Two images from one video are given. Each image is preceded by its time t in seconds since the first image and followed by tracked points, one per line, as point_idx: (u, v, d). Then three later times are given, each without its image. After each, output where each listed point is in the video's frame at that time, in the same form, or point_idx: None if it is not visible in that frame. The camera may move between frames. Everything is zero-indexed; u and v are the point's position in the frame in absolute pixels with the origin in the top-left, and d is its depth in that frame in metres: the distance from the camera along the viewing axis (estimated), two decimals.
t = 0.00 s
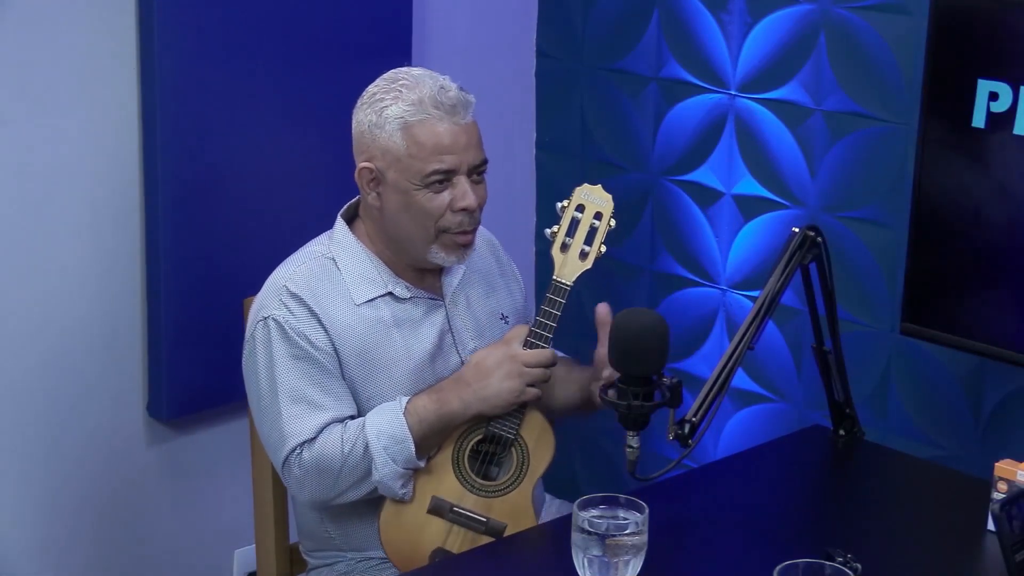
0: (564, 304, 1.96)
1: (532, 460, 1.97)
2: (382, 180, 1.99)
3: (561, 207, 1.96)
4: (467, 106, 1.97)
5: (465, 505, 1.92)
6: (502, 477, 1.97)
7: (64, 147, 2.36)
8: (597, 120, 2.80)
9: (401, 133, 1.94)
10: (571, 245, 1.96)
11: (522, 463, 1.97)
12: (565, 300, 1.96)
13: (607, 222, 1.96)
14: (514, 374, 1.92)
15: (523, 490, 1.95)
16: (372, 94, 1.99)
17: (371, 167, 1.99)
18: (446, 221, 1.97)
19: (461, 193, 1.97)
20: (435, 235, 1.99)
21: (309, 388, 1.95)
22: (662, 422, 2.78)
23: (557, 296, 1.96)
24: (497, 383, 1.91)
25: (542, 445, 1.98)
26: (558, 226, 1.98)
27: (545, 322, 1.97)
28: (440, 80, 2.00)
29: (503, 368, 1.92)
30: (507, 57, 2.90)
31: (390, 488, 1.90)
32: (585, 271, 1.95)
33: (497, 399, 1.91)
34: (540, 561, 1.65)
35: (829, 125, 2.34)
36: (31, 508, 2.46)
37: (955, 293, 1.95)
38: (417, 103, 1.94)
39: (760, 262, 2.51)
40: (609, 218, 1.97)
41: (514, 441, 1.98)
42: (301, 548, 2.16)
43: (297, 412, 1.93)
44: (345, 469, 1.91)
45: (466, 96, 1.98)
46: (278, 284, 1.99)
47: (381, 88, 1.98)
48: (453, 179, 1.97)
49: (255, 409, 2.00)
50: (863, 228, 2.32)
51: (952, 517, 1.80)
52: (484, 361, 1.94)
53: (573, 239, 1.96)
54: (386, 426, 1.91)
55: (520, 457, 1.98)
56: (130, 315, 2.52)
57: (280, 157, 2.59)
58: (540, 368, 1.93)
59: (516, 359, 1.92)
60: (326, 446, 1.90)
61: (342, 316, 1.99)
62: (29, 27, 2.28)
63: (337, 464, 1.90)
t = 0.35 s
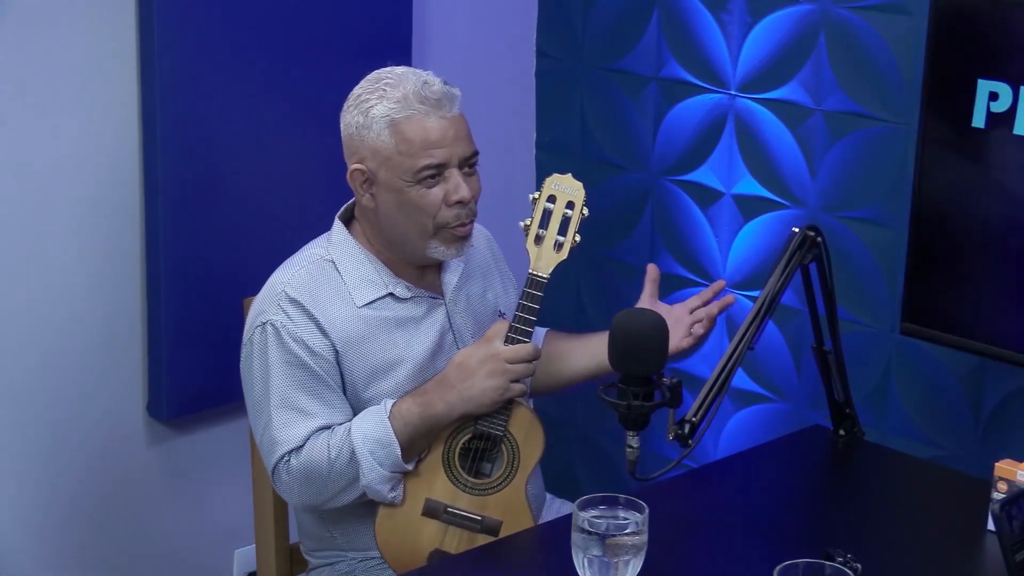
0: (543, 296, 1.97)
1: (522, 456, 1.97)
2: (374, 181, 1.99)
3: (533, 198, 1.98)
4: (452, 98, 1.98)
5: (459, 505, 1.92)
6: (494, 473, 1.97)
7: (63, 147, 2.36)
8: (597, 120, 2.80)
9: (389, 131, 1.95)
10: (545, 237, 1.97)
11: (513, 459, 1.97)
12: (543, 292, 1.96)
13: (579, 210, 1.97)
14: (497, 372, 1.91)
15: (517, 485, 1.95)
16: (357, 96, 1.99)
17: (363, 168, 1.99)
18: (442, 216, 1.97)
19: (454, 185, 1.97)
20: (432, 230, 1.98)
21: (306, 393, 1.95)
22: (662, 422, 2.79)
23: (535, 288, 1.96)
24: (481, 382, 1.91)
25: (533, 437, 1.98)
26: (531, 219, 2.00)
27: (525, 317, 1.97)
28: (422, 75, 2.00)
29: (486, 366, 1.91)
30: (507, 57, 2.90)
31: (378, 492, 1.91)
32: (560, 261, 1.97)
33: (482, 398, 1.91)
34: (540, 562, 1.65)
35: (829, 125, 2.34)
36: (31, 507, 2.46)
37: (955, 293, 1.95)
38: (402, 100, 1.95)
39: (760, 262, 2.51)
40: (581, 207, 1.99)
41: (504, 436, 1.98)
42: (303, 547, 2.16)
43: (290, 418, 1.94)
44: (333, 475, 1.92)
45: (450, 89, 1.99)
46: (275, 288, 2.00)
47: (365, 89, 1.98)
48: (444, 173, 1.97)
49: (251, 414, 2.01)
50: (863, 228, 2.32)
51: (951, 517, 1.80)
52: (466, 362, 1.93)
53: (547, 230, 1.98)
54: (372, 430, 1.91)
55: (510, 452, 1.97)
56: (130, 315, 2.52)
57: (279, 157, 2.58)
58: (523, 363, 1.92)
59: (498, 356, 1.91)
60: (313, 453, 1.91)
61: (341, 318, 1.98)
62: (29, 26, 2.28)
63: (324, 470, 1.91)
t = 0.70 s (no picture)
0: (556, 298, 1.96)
1: (530, 456, 1.97)
2: (382, 179, 1.99)
3: (549, 202, 1.97)
4: (462, 98, 1.98)
5: (465, 502, 1.92)
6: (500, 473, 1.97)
7: (64, 147, 2.36)
8: (597, 120, 2.80)
9: (398, 129, 1.95)
10: (561, 240, 1.97)
11: (520, 458, 1.97)
12: (556, 294, 1.96)
13: (595, 216, 1.97)
14: (511, 370, 1.91)
15: (524, 484, 1.95)
16: (366, 94, 1.99)
17: (371, 165, 1.99)
18: (448, 215, 1.97)
19: (462, 185, 1.97)
20: (438, 229, 1.98)
21: (311, 390, 1.95)
22: (662, 422, 2.79)
23: (548, 290, 1.96)
24: (494, 379, 1.91)
25: (539, 438, 1.98)
26: (546, 221, 1.99)
27: (537, 317, 1.97)
28: (432, 74, 2.00)
29: (500, 364, 1.91)
30: (507, 57, 2.90)
31: (390, 488, 1.90)
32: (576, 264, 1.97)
33: (496, 395, 1.91)
34: (540, 562, 1.65)
35: (829, 125, 2.34)
36: (31, 507, 2.46)
37: (956, 294, 1.95)
38: (412, 98, 1.95)
39: (760, 263, 2.51)
40: (596, 213, 1.98)
41: (512, 436, 1.98)
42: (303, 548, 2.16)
43: (298, 415, 1.94)
44: (345, 470, 1.92)
45: (460, 88, 1.98)
46: (281, 286, 1.99)
47: (375, 87, 1.98)
48: (452, 173, 1.97)
49: (257, 411, 2.01)
50: (863, 228, 2.32)
51: (951, 517, 1.80)
52: (479, 359, 1.93)
53: (563, 234, 1.98)
54: (386, 426, 1.91)
55: (517, 452, 1.98)
56: (130, 315, 2.52)
57: (279, 157, 2.58)
58: (535, 363, 1.92)
59: (512, 355, 1.92)
60: (326, 448, 1.91)
61: (346, 317, 1.99)
62: (28, 26, 2.28)
63: (336, 465, 1.91)
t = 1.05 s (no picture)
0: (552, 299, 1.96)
1: (527, 458, 1.97)
2: (389, 171, 1.99)
3: (544, 202, 1.96)
4: (464, 88, 2.01)
5: (462, 504, 1.92)
6: (497, 474, 1.97)
7: (64, 147, 2.36)
8: (598, 120, 2.80)
9: (407, 119, 1.96)
10: (556, 239, 1.97)
11: (517, 460, 1.97)
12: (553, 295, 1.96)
13: (591, 214, 1.96)
14: (505, 372, 1.91)
15: (521, 485, 1.95)
16: (366, 88, 1.98)
17: (377, 158, 1.98)
18: (460, 202, 1.99)
19: (471, 172, 1.99)
20: (450, 217, 2.00)
21: (307, 389, 1.95)
22: (662, 422, 2.79)
23: (545, 291, 1.96)
24: (489, 381, 1.91)
25: (537, 441, 1.98)
26: (542, 220, 1.99)
27: (535, 319, 1.97)
28: (430, 67, 2.02)
29: (494, 367, 1.91)
30: (507, 57, 2.90)
31: (383, 490, 1.90)
32: (571, 264, 1.96)
33: (490, 397, 1.91)
34: (540, 562, 1.65)
35: (829, 125, 2.34)
36: (31, 508, 2.46)
37: (956, 294, 1.95)
38: (418, 88, 1.96)
39: (760, 263, 2.51)
40: (592, 210, 1.98)
41: (508, 438, 1.98)
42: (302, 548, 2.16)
43: (293, 414, 1.95)
44: (338, 471, 1.92)
45: (460, 79, 2.01)
46: (278, 284, 1.99)
47: (376, 80, 1.98)
48: (461, 160, 1.99)
49: (255, 410, 2.02)
50: (863, 228, 2.32)
51: (952, 516, 1.80)
52: (474, 360, 1.93)
53: (558, 233, 1.97)
54: (378, 428, 1.91)
55: (514, 453, 1.97)
56: (130, 315, 2.52)
57: (279, 157, 2.58)
58: (530, 365, 1.92)
59: (506, 357, 1.91)
60: (319, 449, 1.91)
61: (343, 315, 1.98)
62: (29, 26, 2.28)
63: (329, 466, 1.91)
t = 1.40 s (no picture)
0: (564, 305, 1.98)
1: (532, 462, 1.98)
2: (406, 173, 1.98)
3: (561, 207, 1.97)
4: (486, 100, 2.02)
5: (466, 505, 1.92)
6: (503, 477, 1.98)
7: (64, 146, 2.36)
8: (598, 120, 2.80)
9: (430, 125, 1.95)
10: (572, 245, 1.97)
11: (523, 464, 1.98)
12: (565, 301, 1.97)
13: (607, 222, 1.96)
14: (515, 376, 1.91)
15: (524, 490, 1.95)
16: (391, 87, 1.97)
17: (395, 159, 1.97)
18: (470, 213, 2.00)
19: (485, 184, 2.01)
20: (457, 226, 2.01)
21: (310, 386, 1.95)
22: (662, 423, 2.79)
23: (558, 297, 1.98)
24: (499, 384, 1.91)
25: (543, 444, 1.99)
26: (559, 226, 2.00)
27: (546, 323, 1.98)
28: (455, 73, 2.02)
29: (504, 369, 1.91)
30: (507, 56, 2.91)
31: (391, 489, 1.90)
32: (586, 271, 1.97)
33: (500, 400, 1.91)
34: (540, 562, 1.65)
35: (829, 125, 2.34)
36: (31, 507, 2.46)
37: (956, 294, 1.95)
38: (445, 96, 1.96)
39: (760, 263, 2.51)
40: (609, 219, 1.97)
41: (515, 441, 1.98)
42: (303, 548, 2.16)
43: (299, 412, 1.94)
44: (346, 470, 1.91)
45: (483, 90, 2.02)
46: (279, 284, 1.99)
47: (401, 81, 1.97)
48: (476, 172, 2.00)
49: (257, 410, 2.01)
50: (862, 228, 2.32)
51: (952, 516, 1.81)
52: (485, 363, 1.93)
53: (574, 239, 1.98)
54: (388, 427, 1.91)
55: (521, 457, 1.98)
56: (130, 314, 2.52)
57: (279, 156, 2.58)
58: (540, 369, 1.92)
59: (517, 360, 1.91)
60: (328, 447, 1.91)
61: (345, 313, 1.98)
62: (29, 26, 2.28)
63: (337, 464, 1.90)
